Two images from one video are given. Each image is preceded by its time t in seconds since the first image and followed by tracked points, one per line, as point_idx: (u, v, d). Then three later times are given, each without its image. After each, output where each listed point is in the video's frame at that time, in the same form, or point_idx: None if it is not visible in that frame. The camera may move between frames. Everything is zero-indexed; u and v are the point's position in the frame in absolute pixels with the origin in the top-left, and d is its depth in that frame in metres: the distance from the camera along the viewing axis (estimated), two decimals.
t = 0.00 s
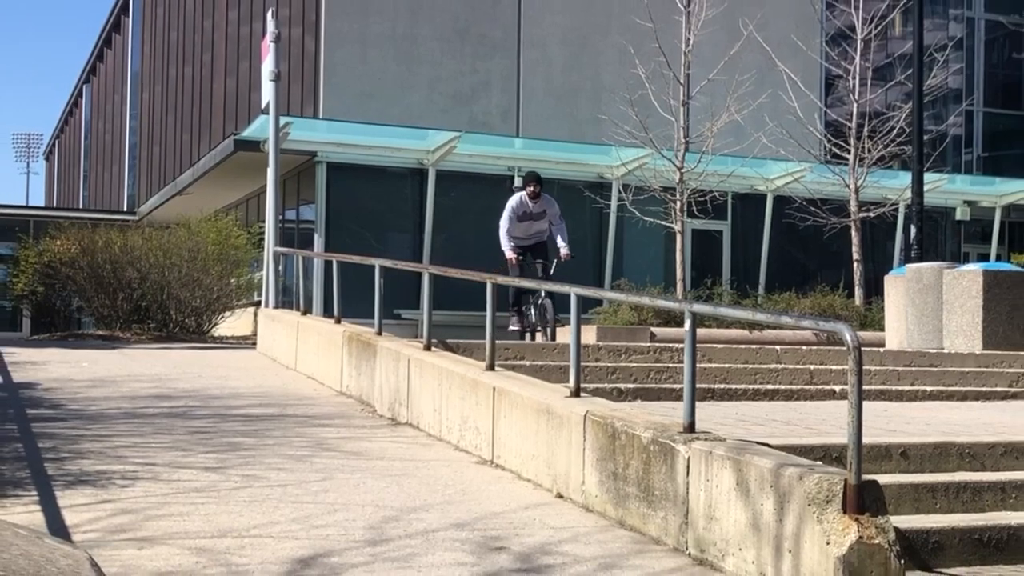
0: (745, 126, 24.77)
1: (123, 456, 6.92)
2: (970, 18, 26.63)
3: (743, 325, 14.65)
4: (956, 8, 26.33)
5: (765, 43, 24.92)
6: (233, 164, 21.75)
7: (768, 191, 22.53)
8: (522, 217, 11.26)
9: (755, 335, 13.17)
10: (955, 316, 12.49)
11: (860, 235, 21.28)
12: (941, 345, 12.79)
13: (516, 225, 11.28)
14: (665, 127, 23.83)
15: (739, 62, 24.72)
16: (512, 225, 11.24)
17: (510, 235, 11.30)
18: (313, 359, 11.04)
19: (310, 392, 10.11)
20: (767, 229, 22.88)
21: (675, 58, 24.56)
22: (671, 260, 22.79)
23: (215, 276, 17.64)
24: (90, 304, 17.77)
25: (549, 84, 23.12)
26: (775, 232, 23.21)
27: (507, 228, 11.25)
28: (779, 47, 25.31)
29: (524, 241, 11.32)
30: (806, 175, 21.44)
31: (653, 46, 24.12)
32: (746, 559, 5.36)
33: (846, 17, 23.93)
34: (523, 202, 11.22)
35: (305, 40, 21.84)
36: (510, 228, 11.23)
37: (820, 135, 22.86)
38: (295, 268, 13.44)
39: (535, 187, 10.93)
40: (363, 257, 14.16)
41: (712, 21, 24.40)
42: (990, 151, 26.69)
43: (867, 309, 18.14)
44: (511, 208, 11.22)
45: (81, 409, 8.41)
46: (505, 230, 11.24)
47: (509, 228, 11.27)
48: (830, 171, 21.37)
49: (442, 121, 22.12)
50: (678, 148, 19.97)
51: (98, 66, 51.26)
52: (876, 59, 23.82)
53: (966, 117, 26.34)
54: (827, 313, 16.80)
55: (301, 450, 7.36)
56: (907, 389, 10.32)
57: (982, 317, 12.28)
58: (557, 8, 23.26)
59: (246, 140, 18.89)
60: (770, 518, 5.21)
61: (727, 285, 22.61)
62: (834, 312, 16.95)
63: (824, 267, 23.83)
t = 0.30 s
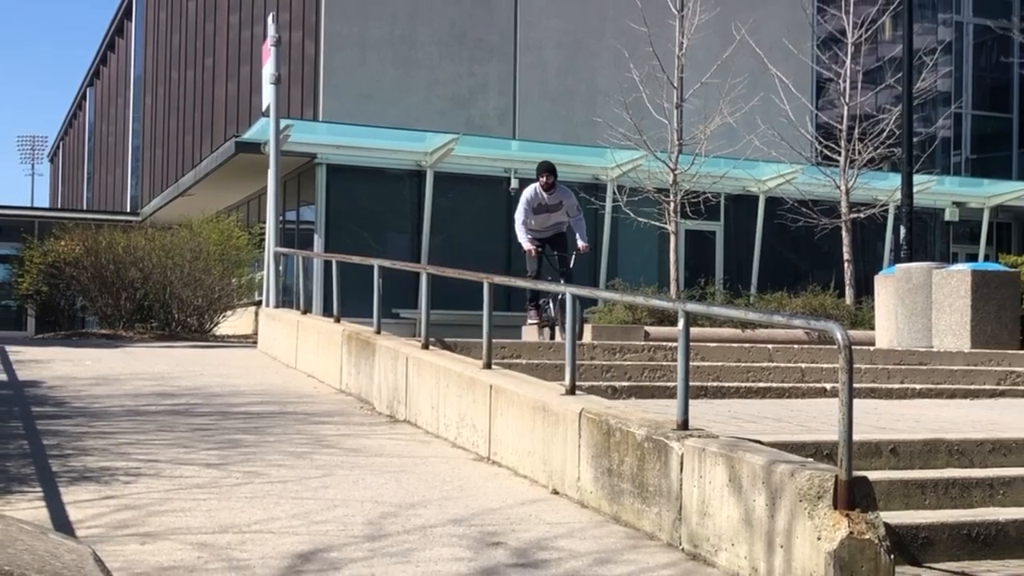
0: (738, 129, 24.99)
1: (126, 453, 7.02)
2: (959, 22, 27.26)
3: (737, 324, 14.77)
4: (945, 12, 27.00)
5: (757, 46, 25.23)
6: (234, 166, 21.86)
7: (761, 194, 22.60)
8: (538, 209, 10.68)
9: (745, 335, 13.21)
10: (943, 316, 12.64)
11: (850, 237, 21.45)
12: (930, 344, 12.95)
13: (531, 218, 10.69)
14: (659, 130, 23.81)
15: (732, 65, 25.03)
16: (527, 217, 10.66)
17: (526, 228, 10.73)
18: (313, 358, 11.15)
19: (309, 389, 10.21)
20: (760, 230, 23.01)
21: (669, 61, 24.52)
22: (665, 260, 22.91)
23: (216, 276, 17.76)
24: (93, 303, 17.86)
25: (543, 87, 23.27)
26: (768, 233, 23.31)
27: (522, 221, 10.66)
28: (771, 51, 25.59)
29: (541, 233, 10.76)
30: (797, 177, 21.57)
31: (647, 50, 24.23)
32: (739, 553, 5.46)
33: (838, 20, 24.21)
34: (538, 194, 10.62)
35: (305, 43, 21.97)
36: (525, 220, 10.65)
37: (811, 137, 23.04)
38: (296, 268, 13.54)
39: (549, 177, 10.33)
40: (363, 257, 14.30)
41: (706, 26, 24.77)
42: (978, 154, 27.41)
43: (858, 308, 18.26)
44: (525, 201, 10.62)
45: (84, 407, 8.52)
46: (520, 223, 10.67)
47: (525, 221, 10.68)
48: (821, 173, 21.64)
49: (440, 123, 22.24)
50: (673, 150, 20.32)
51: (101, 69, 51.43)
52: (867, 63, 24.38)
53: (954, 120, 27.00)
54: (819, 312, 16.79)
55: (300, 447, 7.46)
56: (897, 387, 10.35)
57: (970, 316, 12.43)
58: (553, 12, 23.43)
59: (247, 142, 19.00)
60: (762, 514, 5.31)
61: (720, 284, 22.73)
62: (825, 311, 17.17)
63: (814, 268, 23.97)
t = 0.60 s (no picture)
0: (729, 131, 25.24)
1: (127, 449, 7.12)
2: (947, 26, 27.37)
3: (729, 322, 14.87)
4: (932, 17, 27.12)
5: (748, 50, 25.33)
6: (234, 168, 21.95)
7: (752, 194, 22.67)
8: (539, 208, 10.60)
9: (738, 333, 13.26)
10: (931, 315, 12.82)
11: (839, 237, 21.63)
12: (919, 342, 13.17)
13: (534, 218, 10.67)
14: (651, 132, 24.21)
15: (723, 68, 25.14)
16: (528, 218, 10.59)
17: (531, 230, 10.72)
18: (311, 357, 11.26)
19: (308, 387, 10.33)
20: (751, 230, 23.13)
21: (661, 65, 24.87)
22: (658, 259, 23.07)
23: (216, 275, 17.87)
24: (95, 302, 17.97)
25: (538, 89, 23.46)
26: (759, 233, 23.41)
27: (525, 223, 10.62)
28: (761, 54, 25.74)
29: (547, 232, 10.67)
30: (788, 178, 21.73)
31: (640, 54, 24.43)
32: (730, 548, 5.57)
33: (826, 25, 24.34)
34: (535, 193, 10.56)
35: (303, 47, 22.11)
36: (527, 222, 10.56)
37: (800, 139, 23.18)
38: (294, 268, 13.66)
39: (541, 177, 10.21)
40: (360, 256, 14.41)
41: (697, 30, 24.95)
42: (965, 156, 27.60)
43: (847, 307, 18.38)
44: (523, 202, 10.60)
45: (87, 404, 8.63)
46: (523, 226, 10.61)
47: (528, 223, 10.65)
48: (811, 174, 21.89)
49: (436, 126, 22.45)
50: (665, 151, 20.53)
51: (103, 72, 51.58)
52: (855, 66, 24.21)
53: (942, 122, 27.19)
54: (809, 312, 16.89)
55: (299, 443, 7.57)
56: (885, 385, 10.49)
57: (957, 315, 12.59)
58: (547, 17, 23.60)
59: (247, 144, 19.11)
60: (753, 509, 5.42)
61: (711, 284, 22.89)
62: (814, 310, 17.35)
63: (804, 269, 24.04)
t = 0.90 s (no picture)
0: (719, 133, 25.59)
1: (127, 446, 7.23)
2: (933, 30, 27.92)
3: (719, 321, 15.02)
4: (920, 20, 27.70)
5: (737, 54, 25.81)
6: (232, 169, 22.07)
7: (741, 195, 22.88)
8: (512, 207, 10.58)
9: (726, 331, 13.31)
10: (917, 313, 13.00)
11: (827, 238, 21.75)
12: (906, 340, 13.33)
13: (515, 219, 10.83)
14: (642, 134, 24.63)
15: (713, 71, 25.59)
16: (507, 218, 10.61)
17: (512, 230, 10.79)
18: (308, 355, 11.37)
19: (305, 384, 10.45)
20: (740, 231, 23.23)
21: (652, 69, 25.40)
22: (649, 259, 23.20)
23: (215, 275, 17.98)
24: (96, 302, 18.08)
25: (531, 91, 24.12)
26: (748, 234, 23.51)
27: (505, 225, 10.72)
28: (749, 58, 26.20)
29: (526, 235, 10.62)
30: (776, 179, 21.98)
31: (632, 57, 24.93)
32: (719, 543, 5.68)
33: (815, 29, 24.74)
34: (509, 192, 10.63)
35: (301, 50, 22.83)
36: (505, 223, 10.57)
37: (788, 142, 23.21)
38: (291, 267, 13.78)
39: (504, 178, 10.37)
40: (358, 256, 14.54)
41: (688, 33, 25.39)
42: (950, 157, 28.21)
43: (835, 305, 18.51)
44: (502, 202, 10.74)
45: (88, 402, 8.74)
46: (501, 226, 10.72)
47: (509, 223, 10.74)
48: (799, 175, 22.03)
49: (431, 128, 23.07)
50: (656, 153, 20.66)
51: (104, 76, 51.77)
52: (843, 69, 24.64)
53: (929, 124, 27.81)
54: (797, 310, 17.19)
55: (297, 440, 7.68)
56: (872, 382, 10.56)
57: (943, 314, 12.76)
58: (543, 20, 24.28)
59: (245, 146, 19.25)
60: (742, 504, 5.53)
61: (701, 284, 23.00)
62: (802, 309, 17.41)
63: (792, 268, 24.15)
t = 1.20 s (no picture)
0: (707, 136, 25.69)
1: (127, 443, 7.34)
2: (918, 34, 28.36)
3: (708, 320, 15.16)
4: (904, 25, 28.10)
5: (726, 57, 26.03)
6: (230, 171, 22.21)
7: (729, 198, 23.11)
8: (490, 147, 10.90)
9: (714, 328, 13.41)
10: (902, 312, 13.14)
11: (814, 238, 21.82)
12: (891, 337, 13.47)
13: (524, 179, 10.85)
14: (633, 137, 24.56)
15: (702, 75, 25.80)
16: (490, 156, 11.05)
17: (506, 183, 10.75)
18: (304, 353, 11.48)
19: (301, 382, 10.58)
20: (728, 232, 23.34)
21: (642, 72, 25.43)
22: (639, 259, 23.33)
23: (213, 274, 18.10)
24: (96, 301, 18.19)
25: (524, 95, 24.40)
26: (736, 235, 23.57)
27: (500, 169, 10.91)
28: (738, 61, 26.46)
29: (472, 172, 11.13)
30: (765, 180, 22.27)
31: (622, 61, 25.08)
32: (708, 538, 5.80)
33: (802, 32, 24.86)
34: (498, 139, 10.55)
35: (297, 54, 23.06)
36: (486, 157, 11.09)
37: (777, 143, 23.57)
38: (287, 267, 13.90)
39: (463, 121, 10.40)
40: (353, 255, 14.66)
41: (677, 37, 25.70)
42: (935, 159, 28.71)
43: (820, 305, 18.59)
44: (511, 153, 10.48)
45: (88, 399, 8.85)
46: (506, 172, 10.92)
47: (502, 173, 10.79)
48: (787, 177, 22.49)
49: (424, 130, 23.32)
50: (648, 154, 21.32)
51: (103, 78, 51.97)
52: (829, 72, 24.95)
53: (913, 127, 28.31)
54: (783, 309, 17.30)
55: (293, 437, 7.79)
56: (858, 379, 10.63)
57: (928, 313, 12.93)
58: (530, 25, 24.47)
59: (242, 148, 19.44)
60: (730, 500, 5.64)
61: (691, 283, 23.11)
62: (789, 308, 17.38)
63: (779, 268, 24.22)
